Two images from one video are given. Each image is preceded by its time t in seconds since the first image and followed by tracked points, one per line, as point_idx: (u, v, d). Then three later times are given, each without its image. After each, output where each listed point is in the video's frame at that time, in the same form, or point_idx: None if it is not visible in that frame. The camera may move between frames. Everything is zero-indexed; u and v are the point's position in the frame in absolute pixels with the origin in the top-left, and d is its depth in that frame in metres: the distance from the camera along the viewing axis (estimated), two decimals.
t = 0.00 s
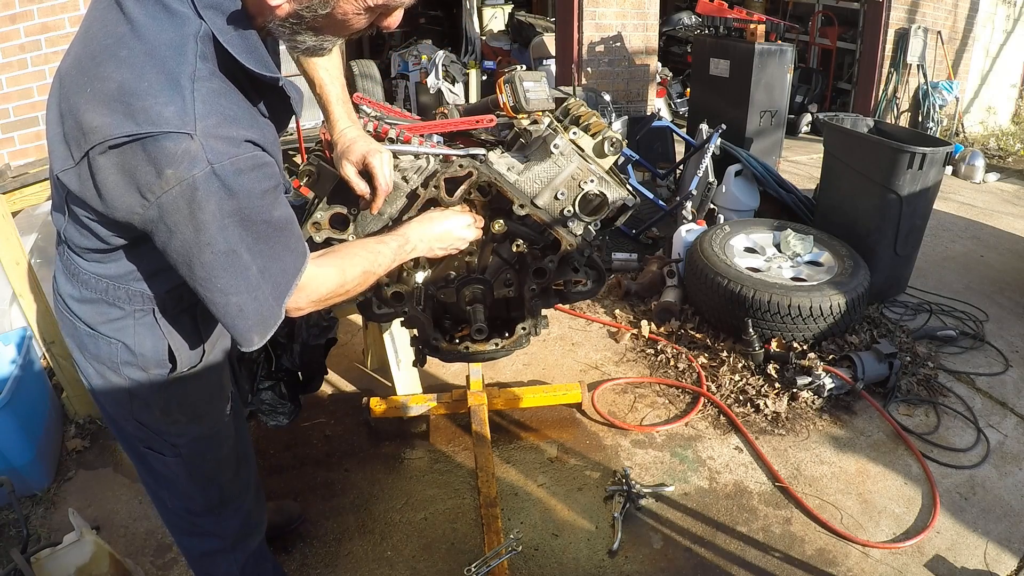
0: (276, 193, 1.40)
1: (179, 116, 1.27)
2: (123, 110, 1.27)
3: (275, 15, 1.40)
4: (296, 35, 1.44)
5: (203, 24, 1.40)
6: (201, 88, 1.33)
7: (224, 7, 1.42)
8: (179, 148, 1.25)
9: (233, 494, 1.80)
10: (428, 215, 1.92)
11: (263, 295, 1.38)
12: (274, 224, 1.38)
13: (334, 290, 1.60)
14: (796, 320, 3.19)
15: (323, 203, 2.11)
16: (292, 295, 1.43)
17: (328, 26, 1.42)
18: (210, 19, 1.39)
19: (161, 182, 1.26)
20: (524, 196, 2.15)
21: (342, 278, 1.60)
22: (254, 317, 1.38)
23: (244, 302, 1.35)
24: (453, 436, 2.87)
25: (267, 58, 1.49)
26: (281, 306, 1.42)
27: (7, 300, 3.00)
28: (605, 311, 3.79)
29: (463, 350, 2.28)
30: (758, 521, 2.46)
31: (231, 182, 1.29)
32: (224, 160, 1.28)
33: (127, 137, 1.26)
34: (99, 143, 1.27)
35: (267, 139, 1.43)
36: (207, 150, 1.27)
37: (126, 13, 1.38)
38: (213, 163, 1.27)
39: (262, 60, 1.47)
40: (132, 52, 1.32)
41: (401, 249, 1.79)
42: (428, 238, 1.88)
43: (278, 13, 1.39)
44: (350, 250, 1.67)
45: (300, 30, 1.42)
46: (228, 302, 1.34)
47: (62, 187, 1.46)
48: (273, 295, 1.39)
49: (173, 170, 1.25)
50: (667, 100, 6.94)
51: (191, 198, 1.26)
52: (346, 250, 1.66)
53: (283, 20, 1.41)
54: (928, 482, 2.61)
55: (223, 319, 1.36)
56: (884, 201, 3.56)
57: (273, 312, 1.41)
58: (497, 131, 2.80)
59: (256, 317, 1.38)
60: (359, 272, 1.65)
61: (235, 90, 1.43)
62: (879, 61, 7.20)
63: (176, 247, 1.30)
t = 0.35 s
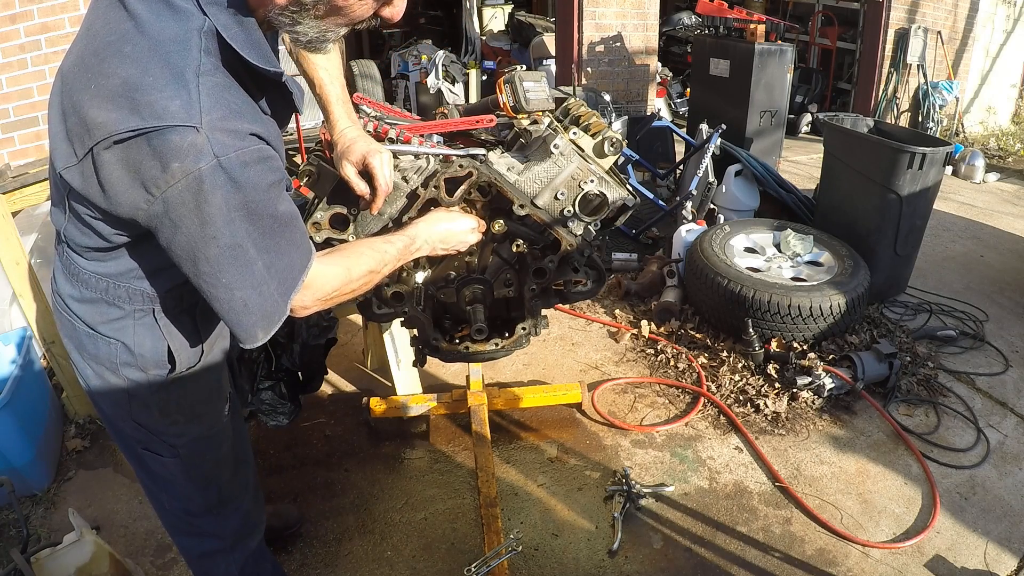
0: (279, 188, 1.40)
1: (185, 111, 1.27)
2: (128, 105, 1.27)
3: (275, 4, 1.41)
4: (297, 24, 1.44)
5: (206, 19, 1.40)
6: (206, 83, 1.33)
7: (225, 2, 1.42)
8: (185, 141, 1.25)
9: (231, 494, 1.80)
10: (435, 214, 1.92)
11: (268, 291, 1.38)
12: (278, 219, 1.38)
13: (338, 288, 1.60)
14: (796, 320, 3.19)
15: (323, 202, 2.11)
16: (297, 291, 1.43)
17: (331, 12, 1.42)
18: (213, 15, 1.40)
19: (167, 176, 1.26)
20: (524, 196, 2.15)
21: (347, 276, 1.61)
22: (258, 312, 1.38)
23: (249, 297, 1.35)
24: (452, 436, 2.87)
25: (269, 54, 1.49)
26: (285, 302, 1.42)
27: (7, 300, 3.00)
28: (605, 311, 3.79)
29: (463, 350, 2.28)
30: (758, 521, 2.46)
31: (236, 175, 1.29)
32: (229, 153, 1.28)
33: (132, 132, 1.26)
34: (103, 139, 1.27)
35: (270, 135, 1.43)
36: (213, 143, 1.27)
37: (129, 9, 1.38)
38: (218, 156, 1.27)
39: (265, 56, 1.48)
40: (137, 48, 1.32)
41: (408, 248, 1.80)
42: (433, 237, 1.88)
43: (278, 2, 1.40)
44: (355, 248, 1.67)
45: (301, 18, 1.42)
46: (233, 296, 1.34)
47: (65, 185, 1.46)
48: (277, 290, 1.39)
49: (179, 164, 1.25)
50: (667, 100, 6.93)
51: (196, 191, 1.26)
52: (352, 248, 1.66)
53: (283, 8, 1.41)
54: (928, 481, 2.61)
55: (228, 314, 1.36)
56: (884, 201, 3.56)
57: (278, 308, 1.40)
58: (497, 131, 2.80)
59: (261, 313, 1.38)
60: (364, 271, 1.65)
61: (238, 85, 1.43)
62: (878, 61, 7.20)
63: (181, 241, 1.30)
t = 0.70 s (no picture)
0: (280, 186, 1.40)
1: (187, 109, 1.27)
2: (129, 104, 1.27)
3: None
4: (298, 19, 1.45)
5: (206, 18, 1.39)
6: (207, 81, 1.33)
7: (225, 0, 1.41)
8: (187, 139, 1.25)
9: (230, 495, 1.80)
10: (437, 214, 1.92)
11: (269, 289, 1.37)
12: (280, 217, 1.38)
13: (338, 288, 1.60)
14: (796, 320, 3.19)
15: (323, 202, 2.11)
16: (297, 289, 1.43)
17: (333, 6, 1.43)
18: (213, 14, 1.39)
19: (169, 174, 1.25)
20: (524, 196, 2.15)
21: (347, 276, 1.61)
22: (259, 310, 1.37)
23: (250, 295, 1.35)
24: (452, 436, 2.87)
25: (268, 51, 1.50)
26: (286, 301, 1.42)
27: (7, 300, 3.00)
28: (605, 311, 3.79)
29: (463, 350, 2.28)
30: (758, 521, 2.46)
31: (238, 173, 1.29)
32: (231, 151, 1.28)
33: (133, 131, 1.26)
34: (104, 137, 1.27)
35: (271, 133, 1.43)
36: (215, 141, 1.27)
37: (129, 8, 1.38)
38: (221, 154, 1.27)
39: (265, 54, 1.48)
40: (137, 46, 1.32)
41: (408, 248, 1.79)
42: (434, 238, 1.88)
43: None
44: (356, 248, 1.66)
45: (302, 13, 1.44)
46: (234, 295, 1.34)
47: (64, 184, 1.45)
48: (278, 289, 1.39)
49: (181, 161, 1.25)
50: (667, 100, 6.93)
51: (198, 189, 1.26)
52: (352, 248, 1.66)
53: (285, 4, 1.43)
54: (928, 482, 2.61)
55: (229, 312, 1.36)
56: (884, 201, 3.56)
57: (280, 306, 1.40)
58: (497, 131, 2.80)
59: (262, 312, 1.38)
60: (364, 271, 1.65)
61: (238, 83, 1.42)
62: (879, 61, 7.20)
63: (182, 240, 1.29)
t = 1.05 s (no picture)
0: (286, 186, 1.40)
1: (194, 107, 1.27)
2: (136, 102, 1.27)
3: None
4: (306, 17, 1.44)
5: (213, 17, 1.40)
6: (214, 80, 1.33)
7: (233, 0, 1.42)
8: (195, 137, 1.25)
9: (230, 495, 1.80)
10: (438, 212, 1.92)
11: (273, 288, 1.37)
12: (285, 217, 1.37)
13: (341, 288, 1.60)
14: (796, 320, 3.19)
15: (323, 202, 2.11)
16: (302, 289, 1.43)
17: (340, 4, 1.43)
18: (220, 13, 1.40)
19: (175, 172, 1.25)
20: (523, 196, 2.15)
21: (350, 276, 1.61)
22: (263, 309, 1.37)
23: (255, 294, 1.35)
24: (452, 436, 2.88)
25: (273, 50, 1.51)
26: (289, 300, 1.41)
27: (7, 300, 3.01)
28: (605, 311, 3.79)
29: (463, 350, 2.28)
30: (758, 522, 2.46)
31: (245, 171, 1.29)
32: (238, 149, 1.28)
33: (141, 129, 1.26)
34: (111, 135, 1.27)
35: (277, 133, 1.43)
36: (222, 139, 1.27)
37: (135, 7, 1.38)
38: (228, 152, 1.27)
39: (271, 53, 1.49)
40: (145, 45, 1.32)
41: (410, 247, 1.79)
42: (436, 236, 1.88)
43: None
44: (358, 248, 1.66)
45: (310, 11, 1.43)
46: (239, 293, 1.34)
47: (69, 181, 1.45)
48: (282, 288, 1.39)
49: (188, 159, 1.25)
50: (667, 100, 6.93)
51: (205, 187, 1.25)
52: (355, 249, 1.66)
53: (293, 2, 1.42)
54: (928, 482, 2.61)
55: (233, 311, 1.35)
56: (884, 201, 3.57)
57: (283, 306, 1.40)
58: (497, 131, 2.80)
59: (266, 311, 1.37)
60: (367, 271, 1.65)
61: (244, 82, 1.42)
62: (879, 61, 7.20)
63: (187, 238, 1.29)
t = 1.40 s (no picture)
0: (285, 189, 1.40)
1: (194, 110, 1.27)
2: (137, 105, 1.27)
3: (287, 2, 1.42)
4: (308, 22, 1.44)
5: (214, 21, 1.40)
6: (215, 84, 1.33)
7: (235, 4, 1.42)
8: (194, 141, 1.25)
9: (230, 494, 1.80)
10: (437, 215, 1.92)
11: (272, 290, 1.37)
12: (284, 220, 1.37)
13: (345, 291, 1.60)
14: (796, 320, 3.19)
15: (323, 202, 2.11)
16: (301, 291, 1.43)
17: (341, 11, 1.43)
18: (222, 17, 1.40)
19: (175, 175, 1.25)
20: (524, 196, 2.15)
21: (354, 278, 1.60)
22: (262, 312, 1.37)
23: (253, 296, 1.35)
24: (452, 436, 2.88)
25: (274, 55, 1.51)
26: (288, 302, 1.41)
27: (7, 300, 3.01)
28: (605, 311, 3.79)
29: (463, 350, 2.28)
30: (758, 521, 2.46)
31: (244, 175, 1.29)
32: (237, 153, 1.28)
33: (141, 132, 1.26)
34: (112, 137, 1.27)
35: (277, 136, 1.43)
36: (222, 143, 1.27)
37: (137, 10, 1.38)
38: (227, 156, 1.27)
39: (271, 58, 1.50)
40: (146, 48, 1.32)
41: (412, 249, 1.79)
42: (438, 237, 1.88)
43: None
44: (360, 251, 1.67)
45: (311, 17, 1.43)
46: (237, 295, 1.34)
47: (70, 182, 1.45)
48: (281, 291, 1.39)
49: (187, 162, 1.25)
50: (666, 100, 6.93)
51: (204, 190, 1.25)
52: (358, 252, 1.66)
53: (294, 7, 1.42)
54: (928, 482, 2.61)
55: (232, 313, 1.35)
56: (884, 201, 3.57)
57: (282, 308, 1.40)
58: (497, 131, 2.81)
59: (264, 313, 1.37)
60: (370, 274, 1.65)
61: (245, 85, 1.42)
62: (878, 61, 7.20)
63: (186, 240, 1.29)
